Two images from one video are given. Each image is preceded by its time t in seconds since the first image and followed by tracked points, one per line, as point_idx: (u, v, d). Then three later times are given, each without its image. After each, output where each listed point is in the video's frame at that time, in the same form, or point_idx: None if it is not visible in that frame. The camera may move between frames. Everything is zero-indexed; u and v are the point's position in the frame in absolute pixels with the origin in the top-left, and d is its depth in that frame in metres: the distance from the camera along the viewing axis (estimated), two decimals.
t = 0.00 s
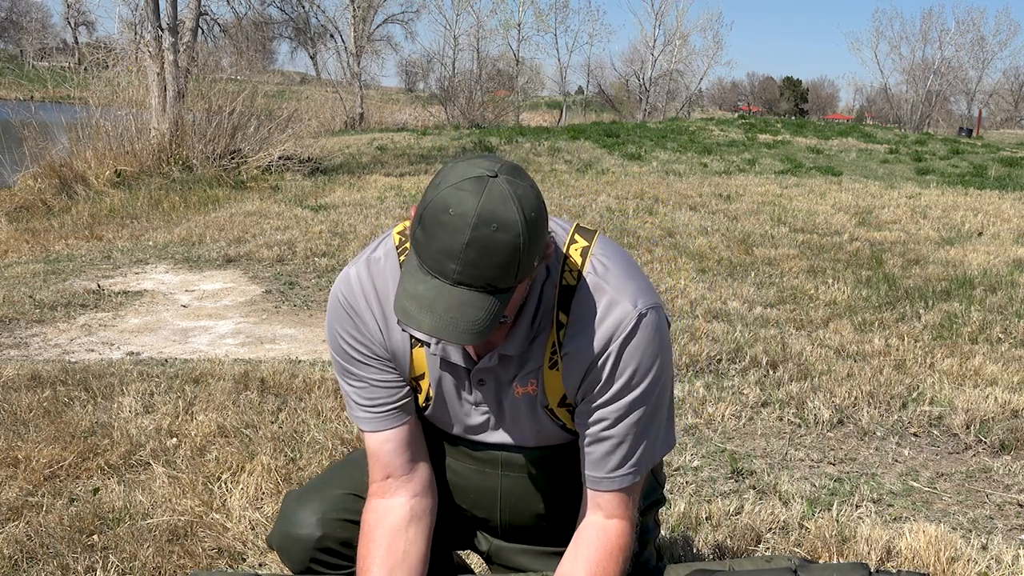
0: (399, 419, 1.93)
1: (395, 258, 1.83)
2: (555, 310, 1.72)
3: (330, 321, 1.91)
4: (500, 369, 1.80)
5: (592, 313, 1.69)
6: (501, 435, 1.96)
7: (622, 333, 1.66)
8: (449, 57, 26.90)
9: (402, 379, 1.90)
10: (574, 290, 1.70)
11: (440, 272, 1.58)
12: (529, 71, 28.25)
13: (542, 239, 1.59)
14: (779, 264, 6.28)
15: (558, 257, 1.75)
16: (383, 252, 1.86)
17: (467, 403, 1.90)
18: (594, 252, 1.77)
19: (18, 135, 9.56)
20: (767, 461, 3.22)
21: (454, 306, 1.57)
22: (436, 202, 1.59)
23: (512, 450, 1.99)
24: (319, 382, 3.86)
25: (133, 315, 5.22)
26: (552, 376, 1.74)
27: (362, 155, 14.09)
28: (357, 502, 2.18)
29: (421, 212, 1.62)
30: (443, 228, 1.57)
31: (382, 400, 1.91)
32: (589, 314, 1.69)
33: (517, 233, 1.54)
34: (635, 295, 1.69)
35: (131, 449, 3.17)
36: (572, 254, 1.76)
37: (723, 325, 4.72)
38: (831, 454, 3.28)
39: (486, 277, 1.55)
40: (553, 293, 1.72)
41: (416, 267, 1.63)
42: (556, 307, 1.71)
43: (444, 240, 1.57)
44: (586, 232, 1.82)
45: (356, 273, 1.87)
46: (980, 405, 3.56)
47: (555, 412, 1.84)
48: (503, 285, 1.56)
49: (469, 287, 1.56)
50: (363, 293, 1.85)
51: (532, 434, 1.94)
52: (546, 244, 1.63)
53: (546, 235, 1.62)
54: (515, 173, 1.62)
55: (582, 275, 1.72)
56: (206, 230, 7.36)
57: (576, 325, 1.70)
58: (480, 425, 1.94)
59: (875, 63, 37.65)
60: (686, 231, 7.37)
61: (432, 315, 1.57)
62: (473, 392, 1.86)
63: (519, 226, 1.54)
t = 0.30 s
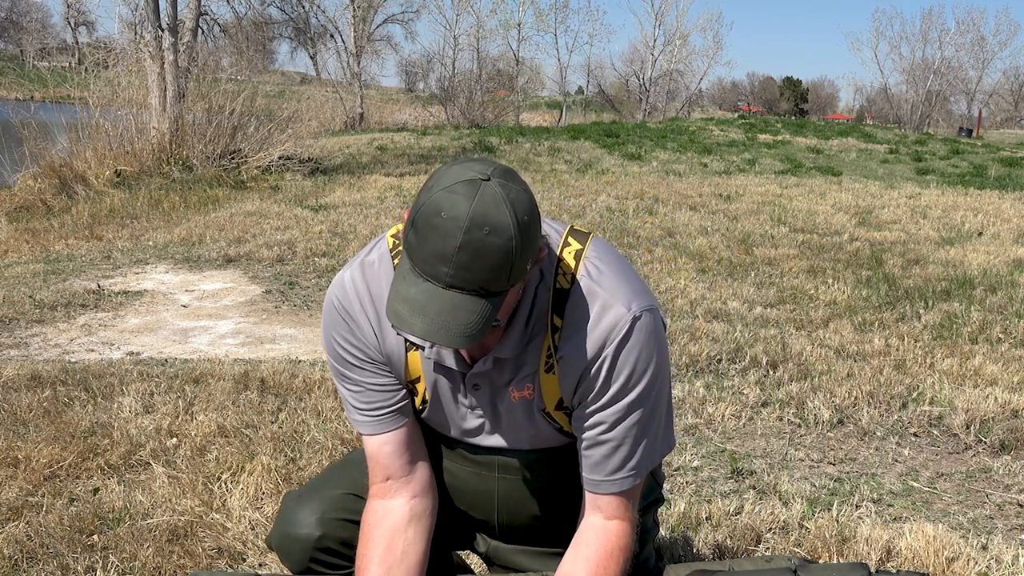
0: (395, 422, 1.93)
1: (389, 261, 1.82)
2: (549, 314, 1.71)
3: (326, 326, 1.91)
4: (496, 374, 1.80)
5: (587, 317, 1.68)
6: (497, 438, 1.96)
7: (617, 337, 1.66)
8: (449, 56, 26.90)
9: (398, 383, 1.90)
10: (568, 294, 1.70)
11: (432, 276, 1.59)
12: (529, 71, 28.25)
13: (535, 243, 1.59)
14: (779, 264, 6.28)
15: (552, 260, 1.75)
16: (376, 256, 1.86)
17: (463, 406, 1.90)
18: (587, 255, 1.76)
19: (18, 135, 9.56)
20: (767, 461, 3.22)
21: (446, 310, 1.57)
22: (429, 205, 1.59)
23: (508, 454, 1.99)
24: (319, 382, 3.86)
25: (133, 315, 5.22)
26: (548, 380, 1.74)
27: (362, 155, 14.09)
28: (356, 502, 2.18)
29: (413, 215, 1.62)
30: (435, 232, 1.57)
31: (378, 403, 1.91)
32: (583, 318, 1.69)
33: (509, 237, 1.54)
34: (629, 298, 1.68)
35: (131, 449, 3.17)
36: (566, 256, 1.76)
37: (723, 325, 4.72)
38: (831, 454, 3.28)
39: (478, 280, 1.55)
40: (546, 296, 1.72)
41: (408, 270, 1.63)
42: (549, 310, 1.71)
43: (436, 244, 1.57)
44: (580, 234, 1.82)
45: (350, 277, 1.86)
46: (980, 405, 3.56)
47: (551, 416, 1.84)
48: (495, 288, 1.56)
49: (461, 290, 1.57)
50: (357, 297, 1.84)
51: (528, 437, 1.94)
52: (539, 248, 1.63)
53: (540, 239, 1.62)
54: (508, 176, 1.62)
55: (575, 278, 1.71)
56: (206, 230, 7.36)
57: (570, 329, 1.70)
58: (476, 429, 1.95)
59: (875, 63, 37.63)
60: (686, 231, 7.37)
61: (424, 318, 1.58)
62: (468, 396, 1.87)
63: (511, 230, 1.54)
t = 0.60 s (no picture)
0: (393, 423, 1.93)
1: (386, 262, 1.83)
2: (546, 316, 1.72)
3: (324, 328, 1.92)
4: (494, 376, 1.80)
5: (583, 319, 1.68)
6: (496, 440, 1.96)
7: (614, 338, 1.65)
8: (449, 57, 26.91)
9: (395, 384, 1.90)
10: (565, 296, 1.70)
11: (427, 279, 1.58)
12: (529, 70, 28.24)
13: (530, 245, 1.59)
14: (779, 264, 6.28)
15: (550, 262, 1.75)
16: (374, 256, 1.86)
17: (461, 408, 1.90)
18: (585, 257, 1.76)
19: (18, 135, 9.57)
20: (767, 461, 3.22)
21: (441, 313, 1.57)
22: (424, 209, 1.59)
23: (507, 456, 1.99)
24: (319, 382, 3.86)
25: (133, 315, 5.22)
26: (546, 383, 1.74)
27: (362, 155, 14.09)
28: (356, 502, 2.18)
29: (408, 218, 1.62)
30: (430, 235, 1.57)
31: (375, 403, 1.91)
32: (580, 320, 1.68)
33: (504, 240, 1.54)
34: (626, 300, 1.68)
35: (131, 449, 3.17)
36: (564, 258, 1.75)
37: (723, 325, 4.72)
38: (831, 454, 3.28)
39: (473, 283, 1.55)
40: (544, 298, 1.72)
41: (404, 272, 1.63)
42: (547, 312, 1.71)
43: (430, 247, 1.57)
44: (577, 236, 1.82)
45: (348, 278, 1.87)
46: (980, 405, 3.56)
47: (551, 418, 1.84)
48: (490, 291, 1.56)
49: (457, 293, 1.57)
50: (355, 298, 1.85)
51: (528, 439, 1.94)
52: (534, 251, 1.63)
53: (535, 243, 1.62)
54: (503, 180, 1.62)
55: (573, 280, 1.71)
56: (206, 230, 7.36)
57: (567, 331, 1.69)
58: (474, 431, 1.95)
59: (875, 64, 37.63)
60: (686, 231, 7.37)
61: (420, 321, 1.57)
62: (466, 398, 1.87)
63: (506, 233, 1.54)
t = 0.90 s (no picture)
0: (395, 424, 1.93)
1: (389, 264, 1.82)
2: (549, 318, 1.71)
3: (325, 328, 1.91)
4: (496, 378, 1.80)
5: (586, 322, 1.68)
6: (497, 441, 1.96)
7: (617, 341, 1.65)
8: (449, 57, 26.94)
9: (397, 386, 1.90)
10: (568, 299, 1.70)
11: (429, 283, 1.59)
12: (529, 70, 28.25)
13: (532, 249, 1.59)
14: (778, 263, 6.29)
15: (552, 265, 1.75)
16: (377, 258, 1.86)
17: (463, 410, 1.91)
18: (588, 259, 1.76)
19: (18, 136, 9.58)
20: (767, 461, 3.22)
21: (443, 316, 1.57)
22: (426, 212, 1.58)
23: (508, 455, 1.99)
24: (319, 382, 3.86)
25: (133, 315, 5.22)
26: (549, 385, 1.75)
27: (362, 155, 14.09)
28: (355, 502, 2.18)
29: (410, 220, 1.62)
30: (432, 238, 1.57)
31: (377, 405, 1.91)
32: (582, 323, 1.69)
33: (506, 244, 1.53)
34: (629, 302, 1.68)
35: (131, 449, 3.17)
36: (566, 260, 1.75)
37: (723, 325, 4.72)
38: (831, 454, 3.28)
39: (474, 287, 1.55)
40: (546, 301, 1.72)
41: (406, 275, 1.63)
42: (550, 314, 1.71)
43: (432, 251, 1.56)
44: (581, 237, 1.81)
45: (350, 279, 1.86)
46: (980, 405, 3.56)
47: (553, 420, 1.84)
48: (492, 295, 1.56)
49: (458, 297, 1.57)
50: (356, 299, 1.85)
51: (529, 440, 1.94)
52: (537, 254, 1.62)
53: (537, 246, 1.62)
54: (506, 182, 1.61)
55: (576, 283, 1.71)
56: (206, 230, 7.36)
57: (569, 333, 1.69)
58: (476, 432, 1.95)
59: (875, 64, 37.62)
60: (685, 231, 7.37)
61: (421, 324, 1.58)
62: (468, 401, 1.87)
63: (508, 238, 1.53)
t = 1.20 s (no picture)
0: (395, 425, 1.92)
1: (391, 265, 1.83)
2: (551, 314, 1.72)
3: (327, 329, 1.91)
4: (499, 375, 1.80)
5: (588, 318, 1.69)
6: (498, 439, 1.96)
7: (619, 336, 1.66)
8: (449, 57, 26.94)
9: (400, 386, 1.90)
10: (571, 295, 1.70)
11: (435, 276, 1.58)
12: (529, 70, 28.25)
13: (537, 242, 1.59)
14: (778, 263, 6.29)
15: (555, 262, 1.75)
16: (379, 260, 1.86)
17: (465, 408, 1.90)
18: (589, 256, 1.76)
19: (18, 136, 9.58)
20: (767, 461, 3.22)
21: (449, 309, 1.56)
22: (432, 204, 1.59)
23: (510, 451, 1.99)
24: (319, 382, 3.86)
25: (133, 315, 5.22)
26: (549, 381, 1.74)
27: (362, 155, 14.09)
28: (354, 501, 2.18)
29: (416, 214, 1.61)
30: (438, 230, 1.56)
31: (380, 406, 1.90)
32: (585, 318, 1.69)
33: (512, 237, 1.54)
34: (631, 299, 1.69)
35: (131, 449, 3.17)
36: (569, 257, 1.75)
37: (723, 325, 4.72)
38: (831, 454, 3.28)
39: (480, 279, 1.55)
40: (550, 297, 1.72)
41: (411, 268, 1.63)
42: (552, 311, 1.71)
43: (438, 243, 1.56)
44: (583, 235, 1.82)
45: (352, 281, 1.86)
46: (980, 405, 3.56)
47: (552, 417, 1.84)
48: (498, 287, 1.56)
49: (465, 289, 1.57)
50: (359, 300, 1.85)
51: (529, 437, 1.94)
52: (541, 249, 1.63)
53: (542, 241, 1.62)
54: (512, 177, 1.62)
55: (577, 279, 1.71)
56: (206, 230, 7.36)
57: (571, 329, 1.70)
58: (477, 430, 1.95)
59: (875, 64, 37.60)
60: (686, 231, 7.37)
61: (427, 316, 1.57)
62: (470, 398, 1.87)
63: (514, 230, 1.54)
